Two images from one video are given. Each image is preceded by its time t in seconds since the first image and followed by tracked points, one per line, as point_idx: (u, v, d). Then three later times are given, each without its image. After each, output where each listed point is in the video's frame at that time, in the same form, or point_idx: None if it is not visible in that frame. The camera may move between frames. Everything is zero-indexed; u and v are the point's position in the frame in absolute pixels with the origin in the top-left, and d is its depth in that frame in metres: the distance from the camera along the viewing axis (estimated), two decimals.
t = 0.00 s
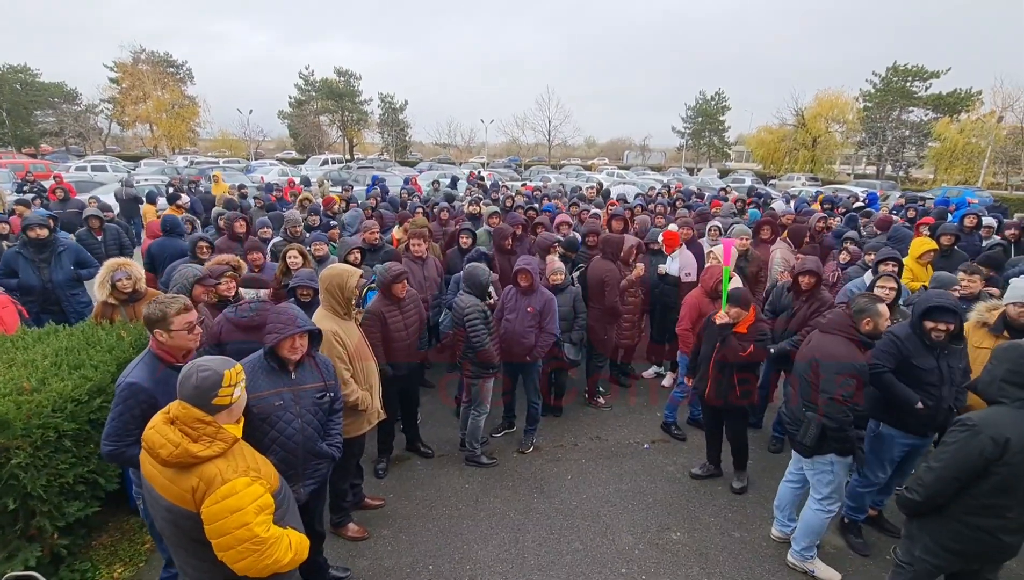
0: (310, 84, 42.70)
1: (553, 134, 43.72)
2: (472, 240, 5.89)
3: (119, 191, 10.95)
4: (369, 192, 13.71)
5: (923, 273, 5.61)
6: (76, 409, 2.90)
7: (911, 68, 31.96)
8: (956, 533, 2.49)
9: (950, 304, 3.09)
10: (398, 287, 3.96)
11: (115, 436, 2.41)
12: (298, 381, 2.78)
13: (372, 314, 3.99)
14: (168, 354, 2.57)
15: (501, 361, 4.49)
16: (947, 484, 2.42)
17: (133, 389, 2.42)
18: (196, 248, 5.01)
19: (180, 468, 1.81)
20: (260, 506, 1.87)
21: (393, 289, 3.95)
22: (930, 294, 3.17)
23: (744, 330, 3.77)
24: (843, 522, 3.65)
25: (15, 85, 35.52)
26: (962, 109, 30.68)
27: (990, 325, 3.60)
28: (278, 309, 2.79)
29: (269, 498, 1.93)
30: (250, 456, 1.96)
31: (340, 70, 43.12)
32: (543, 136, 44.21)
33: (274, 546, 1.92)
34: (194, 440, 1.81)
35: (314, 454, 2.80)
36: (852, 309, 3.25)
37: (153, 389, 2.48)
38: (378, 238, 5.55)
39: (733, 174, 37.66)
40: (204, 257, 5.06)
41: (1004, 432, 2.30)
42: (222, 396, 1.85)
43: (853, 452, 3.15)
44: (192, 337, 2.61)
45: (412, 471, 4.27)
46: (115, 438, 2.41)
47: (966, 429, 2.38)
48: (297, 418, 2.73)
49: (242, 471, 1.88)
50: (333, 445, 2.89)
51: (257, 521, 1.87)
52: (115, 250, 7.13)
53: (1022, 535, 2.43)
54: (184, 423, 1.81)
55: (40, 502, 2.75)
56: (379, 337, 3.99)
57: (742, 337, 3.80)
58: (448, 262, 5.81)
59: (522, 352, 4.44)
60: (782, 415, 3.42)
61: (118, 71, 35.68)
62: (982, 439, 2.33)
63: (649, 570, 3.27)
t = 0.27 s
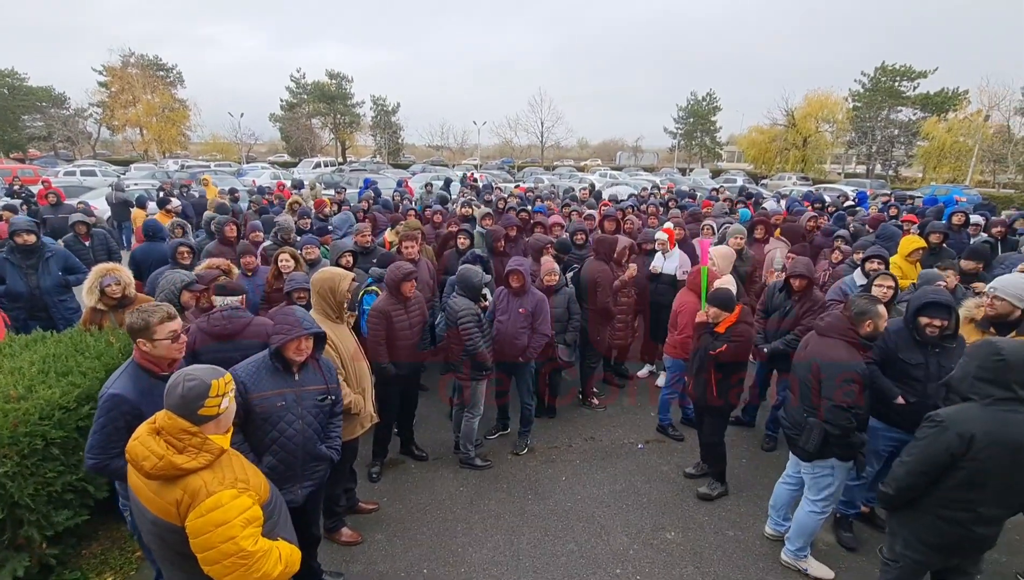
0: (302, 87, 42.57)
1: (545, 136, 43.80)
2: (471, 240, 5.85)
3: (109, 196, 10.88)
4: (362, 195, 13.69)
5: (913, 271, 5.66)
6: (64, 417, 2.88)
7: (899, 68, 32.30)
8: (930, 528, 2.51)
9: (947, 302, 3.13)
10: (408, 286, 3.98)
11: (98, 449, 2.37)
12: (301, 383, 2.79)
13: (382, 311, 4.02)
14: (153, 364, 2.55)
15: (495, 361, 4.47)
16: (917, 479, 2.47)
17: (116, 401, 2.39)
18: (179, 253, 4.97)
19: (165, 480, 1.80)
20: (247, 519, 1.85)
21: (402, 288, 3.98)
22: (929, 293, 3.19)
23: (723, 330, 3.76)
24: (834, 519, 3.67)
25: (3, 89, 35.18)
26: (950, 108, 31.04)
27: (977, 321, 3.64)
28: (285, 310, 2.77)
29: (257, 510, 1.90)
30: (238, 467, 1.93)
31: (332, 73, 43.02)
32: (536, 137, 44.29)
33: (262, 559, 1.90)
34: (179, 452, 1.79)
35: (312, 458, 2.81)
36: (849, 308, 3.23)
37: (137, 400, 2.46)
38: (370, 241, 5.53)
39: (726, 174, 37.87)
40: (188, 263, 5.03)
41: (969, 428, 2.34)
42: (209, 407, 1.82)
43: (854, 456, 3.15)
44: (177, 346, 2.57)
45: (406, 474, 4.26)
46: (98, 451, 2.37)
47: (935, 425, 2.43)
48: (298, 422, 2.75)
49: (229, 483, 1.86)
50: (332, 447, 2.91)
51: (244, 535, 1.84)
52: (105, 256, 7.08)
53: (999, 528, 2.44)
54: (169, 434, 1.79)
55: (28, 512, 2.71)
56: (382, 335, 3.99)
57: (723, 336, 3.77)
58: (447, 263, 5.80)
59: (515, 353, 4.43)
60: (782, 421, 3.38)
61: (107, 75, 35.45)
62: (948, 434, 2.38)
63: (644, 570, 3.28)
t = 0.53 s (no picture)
0: (292, 89, 42.33)
1: (537, 137, 43.86)
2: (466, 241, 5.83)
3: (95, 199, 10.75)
4: (352, 196, 13.64)
5: (900, 269, 5.72)
6: (50, 424, 2.84)
7: (885, 69, 32.71)
8: (902, 522, 2.54)
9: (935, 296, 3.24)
10: (408, 286, 3.98)
11: (81, 469, 2.31)
12: (302, 385, 2.79)
13: (382, 310, 4.02)
14: (133, 377, 2.51)
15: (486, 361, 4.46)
16: (884, 474, 2.51)
17: (97, 416, 2.33)
18: (156, 258, 4.91)
19: (151, 494, 1.78)
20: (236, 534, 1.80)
21: (403, 287, 3.98)
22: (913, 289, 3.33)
23: (702, 333, 3.77)
24: (824, 516, 3.70)
25: None
26: (935, 108, 31.46)
27: (962, 317, 3.62)
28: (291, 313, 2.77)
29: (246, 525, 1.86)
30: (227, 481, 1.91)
31: (322, 74, 42.84)
32: (527, 138, 44.35)
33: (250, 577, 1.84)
34: (166, 465, 1.77)
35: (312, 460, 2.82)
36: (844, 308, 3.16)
37: (120, 415, 2.40)
38: (361, 243, 5.50)
39: (716, 174, 38.12)
40: (166, 268, 4.99)
41: (931, 423, 2.38)
42: (197, 419, 1.81)
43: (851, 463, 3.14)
44: (157, 358, 2.53)
45: (399, 477, 4.24)
46: (81, 472, 2.31)
47: (900, 421, 2.48)
48: (299, 424, 2.76)
49: (218, 497, 1.84)
50: (330, 450, 2.93)
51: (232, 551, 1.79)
52: (93, 260, 6.99)
53: (970, 523, 2.44)
54: (158, 445, 1.78)
55: (13, 521, 2.67)
56: (379, 332, 3.97)
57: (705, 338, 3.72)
58: (440, 264, 5.79)
59: (507, 354, 4.43)
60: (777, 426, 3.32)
61: (93, 77, 35.05)
62: (911, 429, 2.43)
63: (637, 570, 3.28)
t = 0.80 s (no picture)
0: (282, 88, 42.03)
1: (529, 136, 43.85)
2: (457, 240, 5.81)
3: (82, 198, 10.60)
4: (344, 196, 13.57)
5: (889, 268, 5.78)
6: (33, 428, 2.78)
7: (873, 70, 33.05)
8: (887, 518, 2.56)
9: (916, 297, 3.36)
10: (400, 286, 3.95)
11: (62, 489, 2.24)
12: (301, 386, 2.76)
13: (373, 311, 3.97)
14: (112, 387, 2.45)
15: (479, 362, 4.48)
16: (866, 471, 2.54)
17: (79, 429, 2.28)
18: (139, 261, 4.87)
19: (130, 499, 1.76)
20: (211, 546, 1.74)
21: (394, 288, 3.94)
22: (895, 289, 3.43)
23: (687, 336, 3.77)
24: (814, 513, 3.72)
25: None
26: (922, 109, 31.86)
27: (948, 314, 3.69)
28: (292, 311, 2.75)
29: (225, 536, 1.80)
30: (210, 489, 1.85)
31: (313, 73, 42.57)
32: (519, 138, 44.36)
33: None
34: (144, 471, 1.74)
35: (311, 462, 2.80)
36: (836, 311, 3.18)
37: (102, 426, 2.35)
38: (351, 242, 5.46)
39: (707, 174, 38.33)
40: (149, 270, 4.95)
41: (907, 419, 2.41)
42: (179, 425, 1.78)
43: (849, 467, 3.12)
44: (136, 367, 2.47)
45: (391, 478, 4.21)
46: (62, 492, 2.24)
47: (878, 418, 2.51)
48: (298, 425, 2.73)
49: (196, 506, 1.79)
50: (327, 453, 2.89)
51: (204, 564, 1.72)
52: (81, 260, 6.90)
53: (954, 518, 2.46)
54: (138, 451, 1.74)
55: None
56: (373, 333, 3.94)
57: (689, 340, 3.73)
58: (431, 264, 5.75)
59: (498, 354, 4.43)
60: (773, 429, 3.31)
61: (80, 75, 34.59)
62: (888, 425, 2.46)
63: (630, 570, 3.28)
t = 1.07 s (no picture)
0: (272, 88, 41.74)
1: (521, 137, 43.86)
2: (445, 242, 5.79)
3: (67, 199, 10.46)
4: (335, 197, 13.50)
5: (877, 268, 5.83)
6: (16, 433, 2.75)
7: (861, 72, 33.41)
8: (880, 516, 2.58)
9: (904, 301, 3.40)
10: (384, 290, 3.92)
11: (46, 500, 2.20)
12: (296, 389, 2.74)
13: (359, 316, 3.91)
14: (97, 394, 2.43)
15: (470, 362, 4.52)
16: (860, 470, 2.56)
17: (64, 438, 2.24)
18: (125, 262, 4.81)
19: (108, 500, 1.75)
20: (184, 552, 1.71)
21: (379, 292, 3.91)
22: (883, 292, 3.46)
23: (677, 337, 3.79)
24: (804, 512, 3.75)
25: None
26: (909, 110, 32.24)
27: (935, 314, 3.72)
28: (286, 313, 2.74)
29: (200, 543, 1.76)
30: (191, 494, 1.82)
31: (303, 73, 42.33)
32: (511, 139, 44.37)
33: None
34: (123, 472, 1.73)
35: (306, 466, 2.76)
36: (826, 312, 3.19)
37: (88, 434, 2.32)
38: (341, 244, 5.43)
39: (698, 174, 38.55)
40: (135, 272, 4.90)
41: (902, 420, 2.42)
42: (161, 427, 1.77)
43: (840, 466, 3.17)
44: (121, 374, 2.45)
45: (383, 480, 4.19)
46: (46, 502, 2.20)
47: (873, 419, 2.52)
48: (294, 428, 2.70)
49: (174, 509, 1.76)
50: (322, 456, 2.86)
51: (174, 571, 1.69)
52: (69, 261, 6.82)
53: (945, 516, 2.50)
54: (120, 451, 1.74)
55: None
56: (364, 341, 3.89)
57: (674, 343, 3.77)
58: (420, 265, 5.72)
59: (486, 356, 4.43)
60: (767, 432, 3.32)
61: (65, 74, 34.13)
62: (882, 426, 2.47)
63: (623, 570, 3.29)
